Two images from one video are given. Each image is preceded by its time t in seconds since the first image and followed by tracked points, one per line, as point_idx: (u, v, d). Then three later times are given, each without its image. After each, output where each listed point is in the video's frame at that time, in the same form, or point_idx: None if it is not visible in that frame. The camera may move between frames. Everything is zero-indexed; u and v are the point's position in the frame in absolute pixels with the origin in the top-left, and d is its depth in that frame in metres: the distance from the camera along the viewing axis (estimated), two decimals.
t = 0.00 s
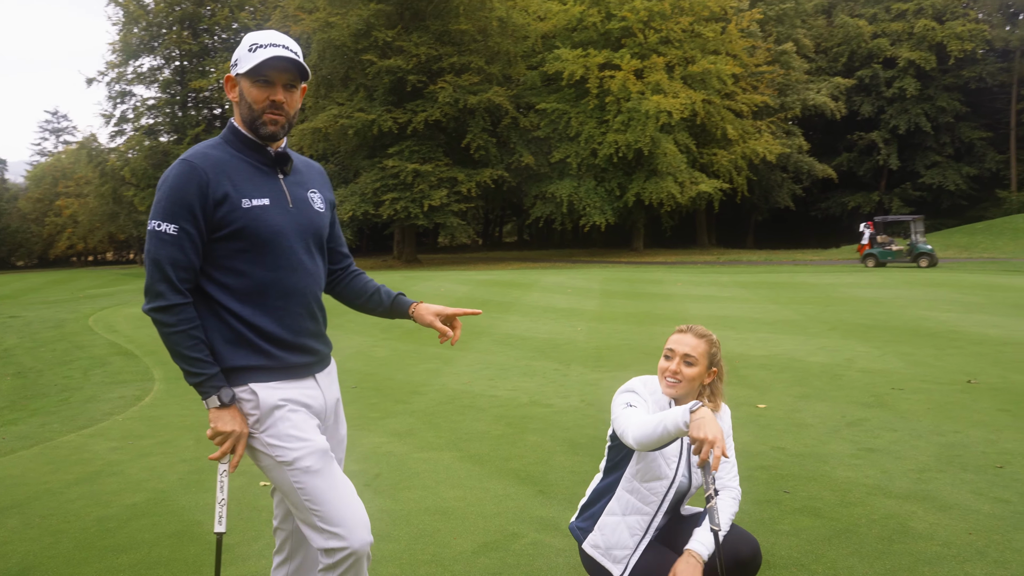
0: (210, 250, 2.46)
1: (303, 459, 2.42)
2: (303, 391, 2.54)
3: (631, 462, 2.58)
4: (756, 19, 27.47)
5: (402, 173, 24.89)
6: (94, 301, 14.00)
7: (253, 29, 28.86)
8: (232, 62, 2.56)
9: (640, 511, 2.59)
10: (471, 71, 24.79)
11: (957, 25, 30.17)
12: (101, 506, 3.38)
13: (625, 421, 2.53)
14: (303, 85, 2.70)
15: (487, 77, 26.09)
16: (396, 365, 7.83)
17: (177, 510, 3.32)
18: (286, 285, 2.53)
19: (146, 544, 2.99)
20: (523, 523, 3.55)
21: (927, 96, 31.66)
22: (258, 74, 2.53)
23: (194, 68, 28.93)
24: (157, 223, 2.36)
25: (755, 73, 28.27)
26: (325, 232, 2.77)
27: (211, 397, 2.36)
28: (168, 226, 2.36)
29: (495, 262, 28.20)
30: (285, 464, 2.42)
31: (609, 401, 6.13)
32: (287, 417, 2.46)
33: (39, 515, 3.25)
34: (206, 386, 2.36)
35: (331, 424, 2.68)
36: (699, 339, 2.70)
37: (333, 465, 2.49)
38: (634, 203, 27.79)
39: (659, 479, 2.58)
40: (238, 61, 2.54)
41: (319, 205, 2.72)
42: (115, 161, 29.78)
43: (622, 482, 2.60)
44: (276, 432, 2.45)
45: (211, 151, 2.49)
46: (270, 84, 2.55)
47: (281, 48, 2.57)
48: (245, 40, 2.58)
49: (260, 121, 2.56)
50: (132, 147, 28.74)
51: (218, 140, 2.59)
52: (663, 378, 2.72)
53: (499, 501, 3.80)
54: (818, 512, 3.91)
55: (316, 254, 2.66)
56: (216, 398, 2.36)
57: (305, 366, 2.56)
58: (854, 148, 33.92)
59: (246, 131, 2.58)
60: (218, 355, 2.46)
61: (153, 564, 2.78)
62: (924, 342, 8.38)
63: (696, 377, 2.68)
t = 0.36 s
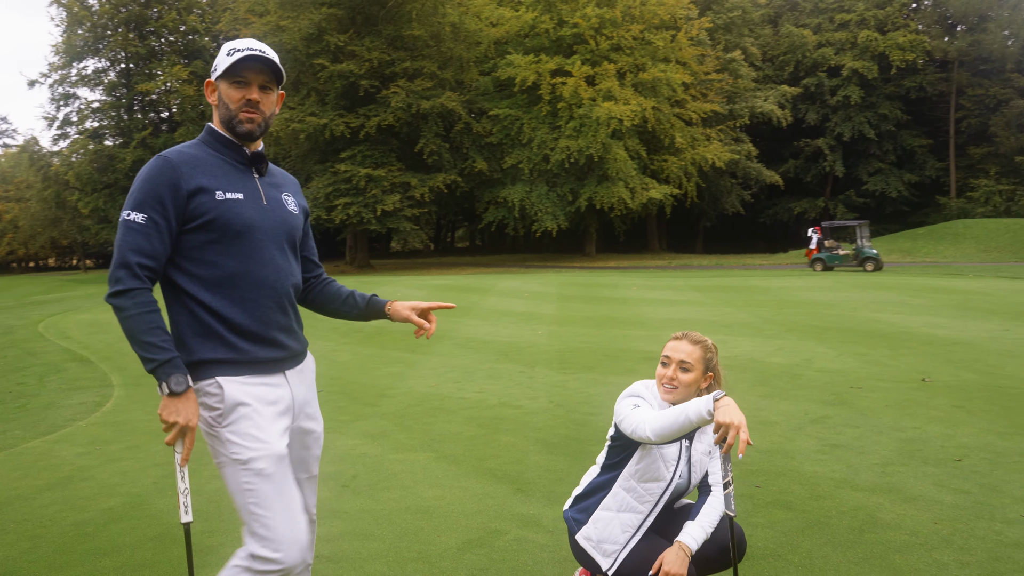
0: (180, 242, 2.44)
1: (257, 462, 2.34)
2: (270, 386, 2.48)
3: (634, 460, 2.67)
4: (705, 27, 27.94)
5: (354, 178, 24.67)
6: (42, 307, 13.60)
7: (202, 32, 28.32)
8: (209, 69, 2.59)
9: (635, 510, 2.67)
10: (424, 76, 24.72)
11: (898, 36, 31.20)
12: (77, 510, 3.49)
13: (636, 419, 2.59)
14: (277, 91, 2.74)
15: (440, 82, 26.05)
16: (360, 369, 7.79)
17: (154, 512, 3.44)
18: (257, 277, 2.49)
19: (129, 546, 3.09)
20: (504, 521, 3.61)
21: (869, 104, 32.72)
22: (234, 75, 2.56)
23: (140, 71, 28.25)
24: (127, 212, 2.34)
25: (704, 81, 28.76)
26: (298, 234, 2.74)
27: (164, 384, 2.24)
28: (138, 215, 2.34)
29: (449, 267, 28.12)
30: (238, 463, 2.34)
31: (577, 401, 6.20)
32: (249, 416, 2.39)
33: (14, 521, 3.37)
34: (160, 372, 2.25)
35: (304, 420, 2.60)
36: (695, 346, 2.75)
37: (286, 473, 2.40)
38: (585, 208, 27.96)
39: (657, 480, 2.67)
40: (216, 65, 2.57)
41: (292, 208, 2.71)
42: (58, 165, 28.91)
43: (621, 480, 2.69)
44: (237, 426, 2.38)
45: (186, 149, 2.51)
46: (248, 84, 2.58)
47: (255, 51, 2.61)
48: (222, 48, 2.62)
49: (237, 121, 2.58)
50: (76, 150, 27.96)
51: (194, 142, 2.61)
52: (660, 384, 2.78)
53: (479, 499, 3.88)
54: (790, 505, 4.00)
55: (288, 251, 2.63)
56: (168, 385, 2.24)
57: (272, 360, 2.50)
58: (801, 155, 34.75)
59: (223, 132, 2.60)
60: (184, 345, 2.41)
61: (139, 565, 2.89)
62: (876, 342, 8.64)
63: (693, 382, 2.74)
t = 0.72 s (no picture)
0: (128, 247, 2.39)
1: (163, 477, 2.39)
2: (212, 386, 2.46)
3: (632, 453, 2.73)
4: (678, 30, 28.19)
5: (329, 180, 24.55)
6: (16, 310, 13.43)
7: (174, 32, 28.02)
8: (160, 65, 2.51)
9: (634, 500, 2.75)
10: (399, 78, 24.68)
11: (867, 39, 31.72)
12: (74, 511, 3.62)
13: (633, 414, 2.64)
14: (232, 90, 2.67)
15: (415, 84, 26.01)
16: (343, 370, 7.80)
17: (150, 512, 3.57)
18: (203, 282, 2.45)
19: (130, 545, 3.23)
20: (499, 515, 3.68)
21: (839, 106, 33.22)
22: (187, 73, 2.49)
23: (110, 71, 27.90)
24: (75, 217, 2.30)
25: (678, 83, 29.01)
26: (249, 234, 2.68)
27: (121, 384, 2.25)
28: (85, 220, 2.30)
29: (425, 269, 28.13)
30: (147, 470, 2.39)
31: (562, 399, 6.26)
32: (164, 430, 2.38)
33: (12, 520, 3.50)
34: (117, 373, 2.25)
35: (245, 423, 2.54)
36: (688, 340, 2.82)
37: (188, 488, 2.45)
38: (559, 209, 28.02)
39: (656, 471, 2.73)
40: (169, 63, 2.49)
41: (244, 208, 2.65)
42: (26, 167, 28.46)
43: (620, 472, 2.76)
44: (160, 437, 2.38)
45: (135, 152, 2.44)
46: (201, 81, 2.50)
47: (211, 50, 2.54)
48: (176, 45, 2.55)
49: (190, 120, 2.51)
50: (45, 152, 27.55)
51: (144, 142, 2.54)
52: (655, 377, 2.84)
53: (472, 496, 3.92)
54: (775, 497, 4.08)
55: (239, 254, 2.58)
56: (126, 385, 2.25)
57: (217, 364, 2.47)
58: (773, 156, 35.19)
59: (174, 132, 2.53)
60: (130, 347, 2.39)
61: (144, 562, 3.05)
62: (852, 340, 8.81)
63: (687, 374, 2.81)
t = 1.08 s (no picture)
0: (102, 250, 2.48)
1: (146, 451, 2.51)
2: (183, 373, 2.57)
3: (615, 437, 2.85)
4: (665, 30, 28.38)
5: (317, 180, 24.59)
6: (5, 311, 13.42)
7: (160, 33, 27.94)
8: (136, 70, 2.49)
9: (621, 483, 2.87)
10: (387, 78, 24.75)
11: (852, 40, 32.03)
12: (78, 500, 3.72)
13: (613, 400, 2.79)
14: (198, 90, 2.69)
15: (403, 84, 26.06)
16: (335, 367, 7.91)
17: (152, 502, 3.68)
18: (175, 282, 2.57)
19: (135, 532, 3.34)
20: (492, 501, 3.80)
21: (825, 106, 33.52)
22: (163, 85, 2.49)
23: (97, 72, 27.79)
24: (48, 227, 2.37)
25: (665, 84, 29.19)
26: (213, 224, 2.79)
27: (90, 388, 2.34)
28: (58, 230, 2.37)
29: (414, 269, 28.23)
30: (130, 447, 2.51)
31: (552, 393, 6.39)
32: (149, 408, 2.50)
33: (17, 511, 3.59)
34: (86, 377, 2.34)
35: (217, 394, 2.67)
36: (666, 327, 2.96)
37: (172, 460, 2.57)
38: (547, 208, 28.13)
39: (639, 454, 2.84)
40: (144, 69, 2.48)
41: (208, 200, 2.75)
42: (11, 168, 28.32)
43: (606, 456, 2.89)
44: (140, 416, 2.51)
45: (103, 159, 2.49)
46: (180, 97, 2.53)
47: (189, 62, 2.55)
48: (151, 46, 2.51)
49: (166, 130, 2.55)
50: (31, 153, 27.44)
51: (107, 143, 2.58)
52: (636, 364, 2.98)
53: (466, 483, 4.06)
54: (758, 483, 4.24)
55: (205, 248, 2.69)
56: (95, 389, 2.34)
57: (190, 353, 2.60)
58: (760, 156, 35.46)
59: (140, 135, 2.57)
60: (106, 343, 2.50)
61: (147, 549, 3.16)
62: (836, 336, 8.99)
63: (664, 360, 2.95)
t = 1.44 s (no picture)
0: (117, 246, 2.60)
1: (162, 433, 2.64)
2: (194, 358, 2.70)
3: (596, 424, 2.99)
4: (653, 31, 28.55)
5: (307, 181, 24.64)
6: None
7: (150, 34, 27.89)
8: (169, 80, 2.59)
9: (603, 468, 3.01)
10: (377, 79, 24.83)
11: (839, 40, 32.32)
12: (79, 491, 3.84)
13: (591, 389, 2.93)
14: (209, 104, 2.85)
15: (393, 85, 26.14)
16: (328, 365, 8.02)
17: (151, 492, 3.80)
18: (185, 276, 2.71)
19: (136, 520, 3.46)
20: (482, 489, 3.95)
21: (813, 107, 33.82)
22: (195, 100, 2.64)
23: (86, 73, 27.73)
24: (66, 225, 2.47)
25: (653, 84, 29.38)
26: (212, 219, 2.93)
27: (105, 374, 2.48)
28: (77, 229, 2.48)
29: (405, 269, 28.31)
30: (146, 426, 2.64)
31: (541, 388, 6.53)
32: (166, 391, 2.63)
33: (20, 501, 3.70)
34: (102, 364, 2.48)
35: (225, 379, 2.80)
36: (642, 319, 3.10)
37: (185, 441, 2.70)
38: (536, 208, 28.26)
39: (620, 440, 2.98)
40: (181, 81, 2.60)
41: (209, 197, 2.88)
42: None
43: (588, 443, 3.02)
44: (155, 399, 2.63)
45: (117, 161, 2.60)
46: (207, 113, 2.70)
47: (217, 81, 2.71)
48: (181, 60, 2.62)
49: (188, 140, 2.69)
50: (20, 154, 27.38)
51: (118, 143, 2.67)
52: (614, 355, 3.13)
53: (457, 473, 4.19)
54: (739, 472, 4.39)
55: (209, 242, 2.83)
56: (109, 374, 2.48)
57: (199, 342, 2.74)
58: (748, 156, 35.72)
59: (153, 139, 2.67)
60: (124, 333, 2.63)
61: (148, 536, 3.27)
62: (820, 333, 9.17)
63: (641, 351, 3.09)
